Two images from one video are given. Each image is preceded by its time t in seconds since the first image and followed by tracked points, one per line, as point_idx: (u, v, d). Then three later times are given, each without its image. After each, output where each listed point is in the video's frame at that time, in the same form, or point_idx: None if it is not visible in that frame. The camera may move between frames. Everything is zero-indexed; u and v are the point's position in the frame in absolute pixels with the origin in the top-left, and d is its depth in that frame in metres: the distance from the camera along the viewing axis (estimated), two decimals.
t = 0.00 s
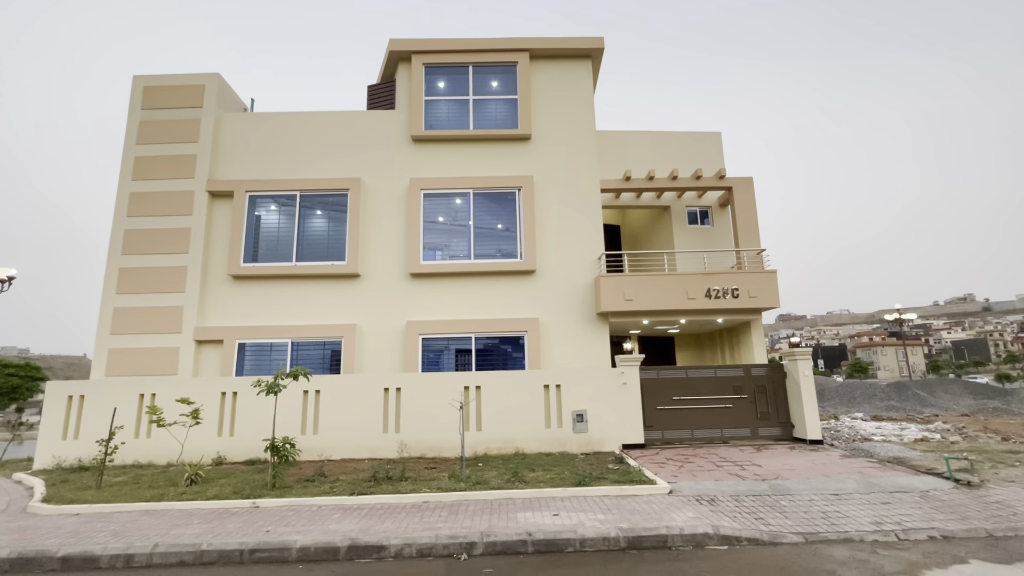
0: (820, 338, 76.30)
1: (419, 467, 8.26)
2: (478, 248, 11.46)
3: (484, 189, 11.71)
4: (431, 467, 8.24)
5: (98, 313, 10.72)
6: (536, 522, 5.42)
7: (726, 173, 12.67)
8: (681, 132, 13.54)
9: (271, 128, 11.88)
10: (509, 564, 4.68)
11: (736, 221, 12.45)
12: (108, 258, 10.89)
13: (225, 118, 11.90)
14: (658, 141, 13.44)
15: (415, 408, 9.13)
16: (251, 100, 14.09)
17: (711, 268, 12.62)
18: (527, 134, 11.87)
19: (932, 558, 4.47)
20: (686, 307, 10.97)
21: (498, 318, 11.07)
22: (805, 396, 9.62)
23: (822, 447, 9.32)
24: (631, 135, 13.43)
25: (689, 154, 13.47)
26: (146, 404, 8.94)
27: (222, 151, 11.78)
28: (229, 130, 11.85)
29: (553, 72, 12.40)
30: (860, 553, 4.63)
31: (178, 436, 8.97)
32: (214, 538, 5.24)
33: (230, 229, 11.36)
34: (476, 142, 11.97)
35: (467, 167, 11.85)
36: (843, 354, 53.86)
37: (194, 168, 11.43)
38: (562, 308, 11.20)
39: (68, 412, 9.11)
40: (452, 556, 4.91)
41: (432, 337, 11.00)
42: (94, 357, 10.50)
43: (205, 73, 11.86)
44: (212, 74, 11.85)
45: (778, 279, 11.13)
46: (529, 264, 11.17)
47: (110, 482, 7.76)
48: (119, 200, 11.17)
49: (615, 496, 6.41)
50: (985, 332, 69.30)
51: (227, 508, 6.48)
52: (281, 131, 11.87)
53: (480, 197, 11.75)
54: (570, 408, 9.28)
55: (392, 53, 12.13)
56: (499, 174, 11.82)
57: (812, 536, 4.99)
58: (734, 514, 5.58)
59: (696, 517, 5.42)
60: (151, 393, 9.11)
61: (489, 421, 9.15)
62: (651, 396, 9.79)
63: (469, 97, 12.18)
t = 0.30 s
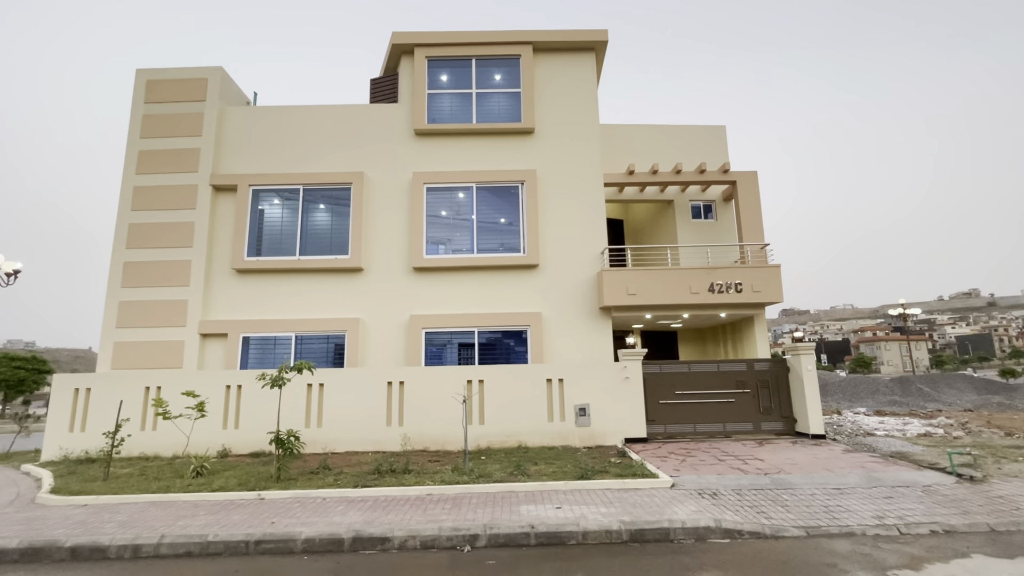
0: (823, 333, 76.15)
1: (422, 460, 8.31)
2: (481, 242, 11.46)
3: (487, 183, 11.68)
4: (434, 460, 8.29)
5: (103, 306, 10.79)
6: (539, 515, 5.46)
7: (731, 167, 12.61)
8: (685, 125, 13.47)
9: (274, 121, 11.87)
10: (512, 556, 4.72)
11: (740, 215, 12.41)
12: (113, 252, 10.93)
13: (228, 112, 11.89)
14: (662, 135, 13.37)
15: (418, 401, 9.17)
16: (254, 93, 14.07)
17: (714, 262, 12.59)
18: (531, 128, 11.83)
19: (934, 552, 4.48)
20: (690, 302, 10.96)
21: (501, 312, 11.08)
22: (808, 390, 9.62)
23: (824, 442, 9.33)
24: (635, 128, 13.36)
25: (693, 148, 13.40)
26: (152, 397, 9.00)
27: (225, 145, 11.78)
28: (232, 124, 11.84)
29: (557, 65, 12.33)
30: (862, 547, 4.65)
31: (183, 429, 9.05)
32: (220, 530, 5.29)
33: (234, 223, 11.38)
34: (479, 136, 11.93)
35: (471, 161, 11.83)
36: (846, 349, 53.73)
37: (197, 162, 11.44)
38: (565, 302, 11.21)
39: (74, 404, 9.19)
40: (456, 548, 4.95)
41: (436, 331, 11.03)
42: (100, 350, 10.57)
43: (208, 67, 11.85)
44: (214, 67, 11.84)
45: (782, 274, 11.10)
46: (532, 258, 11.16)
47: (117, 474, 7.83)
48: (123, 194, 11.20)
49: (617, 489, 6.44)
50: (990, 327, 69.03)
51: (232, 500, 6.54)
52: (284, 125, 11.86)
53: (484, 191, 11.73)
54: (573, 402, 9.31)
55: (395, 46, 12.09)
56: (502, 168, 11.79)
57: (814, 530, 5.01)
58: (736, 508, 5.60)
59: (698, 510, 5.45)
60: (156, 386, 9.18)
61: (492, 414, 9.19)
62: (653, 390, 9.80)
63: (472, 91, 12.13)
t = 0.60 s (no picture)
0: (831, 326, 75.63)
1: (430, 451, 8.38)
2: (488, 234, 11.45)
3: (494, 175, 11.65)
4: (442, 451, 8.36)
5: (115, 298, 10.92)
6: (546, 505, 5.50)
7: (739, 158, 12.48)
8: (693, 116, 13.33)
9: (280, 113, 11.88)
10: (519, 546, 4.77)
11: (749, 207, 12.31)
12: (124, 244, 11.04)
13: (235, 104, 11.91)
14: (670, 126, 13.25)
15: (425, 393, 9.23)
16: (260, 86, 14.09)
17: (722, 254, 12.52)
18: (537, 119, 11.76)
19: (941, 545, 4.48)
20: (697, 294, 10.91)
21: (508, 304, 11.10)
22: (816, 383, 9.57)
23: (831, 435, 9.30)
24: (643, 119, 13.25)
25: (701, 139, 13.27)
26: (163, 388, 9.13)
27: (232, 138, 11.82)
28: (239, 116, 11.86)
29: (563, 55, 12.22)
30: (868, 539, 4.66)
31: (194, 419, 9.17)
32: (232, 518, 5.38)
33: (242, 215, 11.44)
34: (485, 128, 11.88)
35: (477, 153, 11.79)
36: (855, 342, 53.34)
37: (205, 154, 11.49)
38: (572, 294, 11.20)
39: (87, 395, 9.33)
40: (463, 538, 5.01)
41: (442, 323, 11.06)
42: (112, 341, 10.72)
43: (214, 59, 11.86)
44: (221, 59, 11.85)
45: (790, 266, 11.02)
46: (538, 250, 11.15)
47: (130, 463, 7.97)
48: (133, 187, 11.29)
49: (623, 480, 6.47)
50: (1002, 320, 68.23)
51: (243, 489, 6.64)
52: (290, 117, 11.88)
53: (490, 183, 11.70)
54: (579, 394, 9.33)
55: (401, 37, 12.04)
56: (509, 160, 11.74)
57: (821, 522, 5.02)
58: (743, 499, 5.62)
59: (704, 502, 5.47)
60: (168, 376, 9.30)
61: (499, 406, 9.24)
62: (660, 382, 9.80)
63: (479, 82, 12.06)
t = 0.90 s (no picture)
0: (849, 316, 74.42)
1: (443, 439, 8.46)
2: (500, 224, 11.42)
3: (506, 164, 11.60)
4: (455, 439, 8.43)
5: (135, 289, 11.15)
6: (559, 493, 5.54)
7: (756, 145, 12.25)
8: (709, 102, 13.09)
9: (293, 104, 11.92)
10: (532, 532, 4.81)
11: (766, 194, 12.10)
12: (143, 236, 11.24)
13: (248, 95, 11.98)
14: (685, 113, 13.03)
15: (439, 382, 9.31)
16: (274, 77, 14.14)
17: (737, 243, 12.35)
18: (550, 107, 11.64)
19: (961, 537, 4.42)
20: (711, 284, 10.80)
21: (520, 294, 11.09)
22: (833, 374, 9.45)
23: (848, 425, 9.19)
24: (657, 106, 13.05)
25: (717, 125, 13.04)
26: (183, 376, 9.32)
27: (246, 129, 11.90)
28: (252, 107, 11.93)
29: (576, 41, 12.06)
30: (885, 530, 4.61)
31: (213, 407, 9.37)
32: (251, 503, 5.50)
33: (257, 206, 11.55)
34: (497, 117, 11.80)
35: (489, 142, 11.73)
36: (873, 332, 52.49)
37: (220, 146, 11.59)
38: (585, 284, 11.15)
39: (111, 382, 9.58)
40: (477, 524, 5.06)
41: (455, 313, 11.11)
42: (133, 331, 10.96)
43: (228, 50, 11.91)
44: (234, 50, 11.89)
45: (807, 255, 10.84)
46: (551, 240, 11.10)
47: (153, 449, 8.18)
48: (150, 179, 11.45)
49: (636, 470, 6.48)
50: None
51: (261, 475, 6.78)
52: (303, 108, 11.91)
53: (502, 172, 11.65)
54: (592, 384, 9.33)
55: (413, 26, 11.97)
56: (521, 149, 11.66)
57: (837, 513, 4.98)
58: (757, 490, 5.59)
59: (718, 492, 5.46)
60: (187, 365, 9.49)
61: (511, 395, 9.28)
62: (673, 372, 9.75)
63: (491, 70, 11.96)
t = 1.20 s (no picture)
0: (879, 304, 72.25)
1: (465, 425, 8.55)
2: (520, 212, 11.37)
3: (526, 151, 11.50)
4: (476, 426, 8.51)
5: (166, 278, 11.48)
6: (580, 480, 5.54)
7: (783, 127, 11.88)
8: (735, 84, 12.72)
9: (314, 95, 12.01)
10: (553, 518, 4.83)
11: (793, 179, 11.75)
12: (172, 227, 11.54)
13: (270, 87, 12.11)
14: (709, 96, 12.70)
15: (460, 369, 9.38)
16: (295, 68, 14.26)
17: (763, 229, 12.05)
18: (570, 92, 11.47)
19: (997, 531, 4.28)
20: (736, 271, 10.58)
21: (540, 282, 11.06)
22: (862, 362, 9.20)
23: (878, 416, 8.96)
24: (680, 89, 12.74)
25: (743, 108, 12.67)
26: (213, 363, 9.59)
27: (269, 120, 12.05)
28: (275, 99, 12.07)
29: (597, 24, 11.81)
30: (917, 522, 4.49)
31: (242, 393, 9.64)
32: (279, 485, 5.66)
33: (280, 197, 11.73)
34: (517, 103, 11.69)
35: (508, 129, 11.64)
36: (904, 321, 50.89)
37: (244, 137, 11.77)
38: (606, 272, 11.05)
39: (145, 368, 9.92)
40: (499, 509, 5.11)
41: (475, 301, 11.15)
42: (165, 319, 11.31)
43: (250, 42, 12.04)
44: (256, 42, 12.01)
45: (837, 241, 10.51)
46: (571, 227, 11.01)
47: (185, 433, 8.47)
48: (178, 171, 11.72)
49: (658, 458, 6.44)
50: None
51: (288, 459, 6.97)
52: (324, 98, 11.99)
53: (522, 160, 11.56)
54: (613, 372, 9.28)
55: (431, 12, 11.90)
56: (541, 135, 11.55)
57: (865, 504, 4.87)
58: (782, 479, 5.50)
59: (742, 481, 5.39)
60: (216, 352, 9.76)
61: (532, 383, 9.30)
62: (696, 360, 9.63)
63: (510, 56, 11.82)
